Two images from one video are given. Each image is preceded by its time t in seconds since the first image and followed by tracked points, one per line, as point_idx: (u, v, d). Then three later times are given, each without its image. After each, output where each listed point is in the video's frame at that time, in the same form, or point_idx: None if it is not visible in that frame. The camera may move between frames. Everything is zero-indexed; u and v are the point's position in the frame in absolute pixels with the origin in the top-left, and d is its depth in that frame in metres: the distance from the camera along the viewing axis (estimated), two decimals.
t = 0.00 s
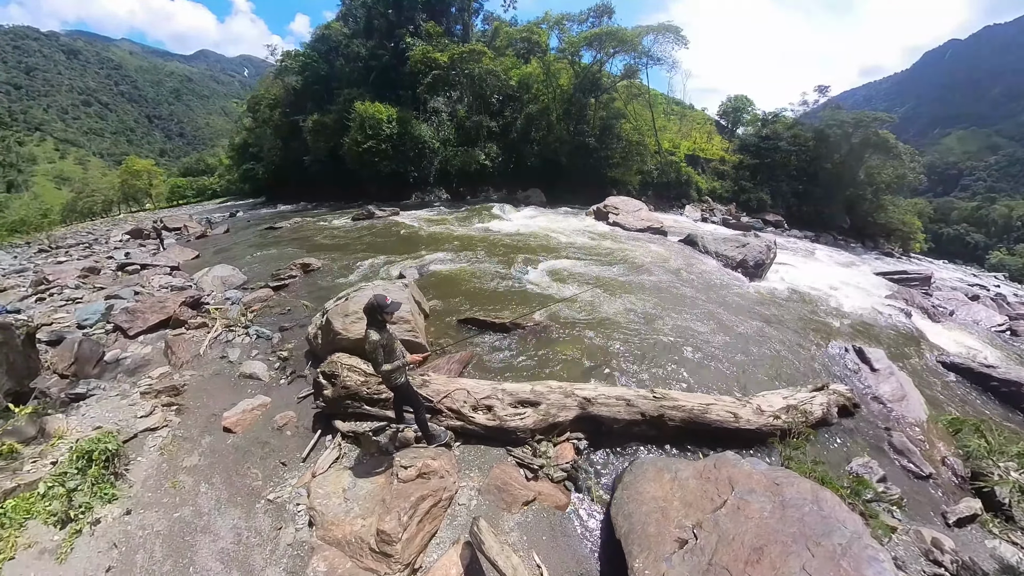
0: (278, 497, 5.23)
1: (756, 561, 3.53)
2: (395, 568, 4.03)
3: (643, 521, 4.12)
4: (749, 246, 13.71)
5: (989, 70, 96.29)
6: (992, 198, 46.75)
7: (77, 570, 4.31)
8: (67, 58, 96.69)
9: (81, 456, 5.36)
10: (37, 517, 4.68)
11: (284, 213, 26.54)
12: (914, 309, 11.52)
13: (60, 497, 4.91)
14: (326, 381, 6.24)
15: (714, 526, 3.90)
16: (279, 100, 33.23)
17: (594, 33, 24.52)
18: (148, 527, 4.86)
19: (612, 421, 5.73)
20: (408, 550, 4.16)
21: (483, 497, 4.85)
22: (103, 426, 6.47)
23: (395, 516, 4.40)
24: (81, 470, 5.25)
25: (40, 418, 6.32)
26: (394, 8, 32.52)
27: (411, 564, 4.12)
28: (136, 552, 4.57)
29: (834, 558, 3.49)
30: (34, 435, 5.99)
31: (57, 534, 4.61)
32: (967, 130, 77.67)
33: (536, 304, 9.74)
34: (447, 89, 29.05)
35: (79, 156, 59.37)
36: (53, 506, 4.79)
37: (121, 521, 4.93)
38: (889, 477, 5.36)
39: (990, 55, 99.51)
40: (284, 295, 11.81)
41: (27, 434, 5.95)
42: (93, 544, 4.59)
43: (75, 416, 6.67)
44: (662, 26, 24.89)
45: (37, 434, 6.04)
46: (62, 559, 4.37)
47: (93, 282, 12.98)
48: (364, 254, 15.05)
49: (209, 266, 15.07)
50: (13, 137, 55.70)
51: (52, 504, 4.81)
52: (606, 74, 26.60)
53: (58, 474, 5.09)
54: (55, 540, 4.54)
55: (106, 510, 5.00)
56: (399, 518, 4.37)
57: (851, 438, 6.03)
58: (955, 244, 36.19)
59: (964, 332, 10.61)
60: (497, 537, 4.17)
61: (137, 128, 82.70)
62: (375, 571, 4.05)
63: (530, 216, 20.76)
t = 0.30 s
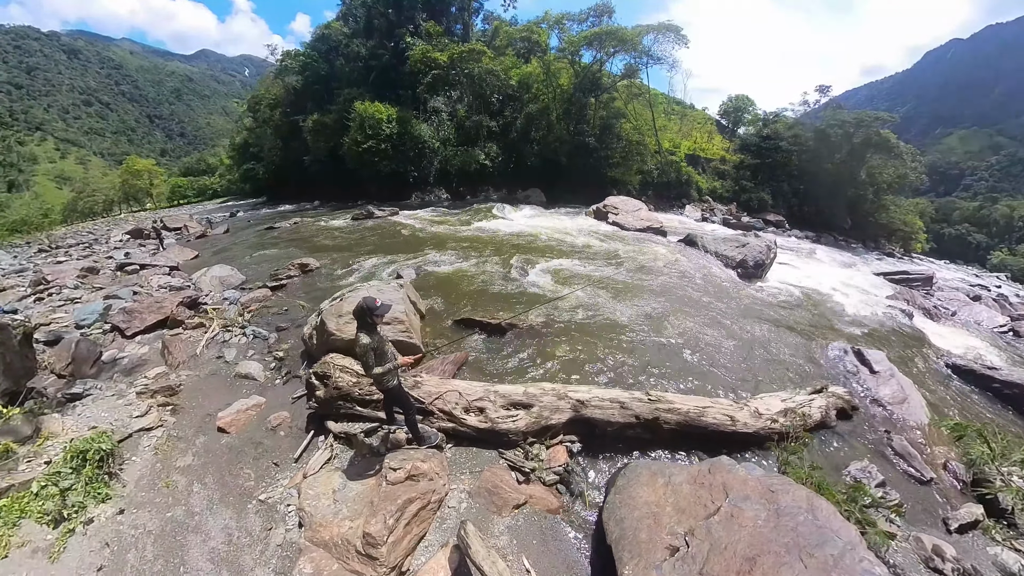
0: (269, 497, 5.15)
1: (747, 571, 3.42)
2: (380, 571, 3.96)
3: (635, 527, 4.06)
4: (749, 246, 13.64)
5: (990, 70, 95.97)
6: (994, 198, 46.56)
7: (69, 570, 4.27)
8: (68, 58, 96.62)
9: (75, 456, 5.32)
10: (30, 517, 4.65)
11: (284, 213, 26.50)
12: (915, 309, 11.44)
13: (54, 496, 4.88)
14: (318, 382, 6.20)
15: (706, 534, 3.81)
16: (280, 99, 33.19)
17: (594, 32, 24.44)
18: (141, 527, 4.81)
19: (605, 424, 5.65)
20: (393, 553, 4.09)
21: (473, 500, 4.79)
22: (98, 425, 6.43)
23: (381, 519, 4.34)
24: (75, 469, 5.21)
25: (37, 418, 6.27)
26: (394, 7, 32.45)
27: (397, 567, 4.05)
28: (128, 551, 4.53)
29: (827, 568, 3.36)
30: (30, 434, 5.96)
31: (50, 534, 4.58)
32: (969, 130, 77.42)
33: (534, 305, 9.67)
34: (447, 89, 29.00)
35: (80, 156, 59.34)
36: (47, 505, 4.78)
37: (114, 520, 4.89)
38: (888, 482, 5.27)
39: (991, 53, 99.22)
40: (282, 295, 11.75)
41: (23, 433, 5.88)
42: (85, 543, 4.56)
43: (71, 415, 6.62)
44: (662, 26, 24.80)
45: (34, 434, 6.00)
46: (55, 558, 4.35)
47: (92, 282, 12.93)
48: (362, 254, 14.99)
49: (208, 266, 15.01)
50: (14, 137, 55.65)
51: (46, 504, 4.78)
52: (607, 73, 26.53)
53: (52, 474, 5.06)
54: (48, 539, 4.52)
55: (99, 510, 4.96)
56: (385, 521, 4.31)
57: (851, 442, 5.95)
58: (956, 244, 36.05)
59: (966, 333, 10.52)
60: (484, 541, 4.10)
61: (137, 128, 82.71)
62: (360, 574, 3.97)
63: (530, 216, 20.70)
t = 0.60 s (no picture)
0: (257, 495, 5.07)
1: None
2: (359, 572, 3.89)
3: (623, 533, 3.97)
4: (748, 245, 13.55)
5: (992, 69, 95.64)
6: (995, 198, 46.36)
7: (57, 566, 4.22)
8: (69, 58, 96.64)
9: (68, 453, 5.31)
10: (20, 513, 4.60)
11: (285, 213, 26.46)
12: (916, 309, 11.33)
13: (45, 493, 4.84)
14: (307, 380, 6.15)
15: (695, 541, 3.70)
16: (280, 99, 33.16)
17: (594, 31, 24.35)
18: (130, 523, 4.75)
19: (597, 425, 5.57)
20: (374, 553, 4.03)
21: (460, 501, 4.72)
22: (92, 423, 6.35)
23: (361, 519, 4.28)
24: (67, 466, 5.19)
25: (32, 415, 6.22)
26: (394, 7, 32.39)
27: (377, 568, 3.98)
28: (116, 547, 4.47)
29: None
30: (24, 431, 5.89)
31: (41, 529, 4.53)
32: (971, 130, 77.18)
33: (531, 304, 9.59)
34: (446, 89, 28.95)
35: (81, 156, 59.35)
36: (38, 500, 4.73)
37: (103, 516, 4.83)
38: (888, 487, 5.16)
39: (992, 53, 98.84)
40: (279, 294, 11.67)
41: (17, 430, 5.82)
42: (75, 539, 4.51)
43: (66, 413, 6.54)
44: (662, 25, 24.71)
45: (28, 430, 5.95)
46: (43, 553, 4.30)
47: (91, 281, 12.83)
48: (360, 253, 14.92)
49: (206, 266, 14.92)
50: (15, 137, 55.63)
51: (36, 500, 4.74)
52: (607, 73, 26.47)
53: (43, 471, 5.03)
54: (38, 534, 4.47)
55: (89, 506, 4.90)
56: (365, 521, 4.25)
57: (849, 444, 5.85)
58: (958, 244, 35.89)
59: (968, 333, 10.40)
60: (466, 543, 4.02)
61: (138, 128, 82.75)
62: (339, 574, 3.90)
63: (529, 216, 20.63)
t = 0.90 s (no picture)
0: (238, 493, 4.89)
1: None
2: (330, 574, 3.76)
3: (613, 540, 3.79)
4: (749, 243, 13.36)
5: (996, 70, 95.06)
6: (999, 198, 45.93)
7: (35, 562, 4.15)
8: (71, 58, 96.77)
9: (53, 447, 5.19)
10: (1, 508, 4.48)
11: (285, 212, 26.37)
12: (921, 309, 11.09)
13: (27, 487, 4.72)
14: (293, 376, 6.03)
15: (688, 550, 3.53)
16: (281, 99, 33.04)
17: (594, 29, 24.18)
18: (111, 519, 4.63)
19: (588, 425, 5.40)
20: (347, 556, 3.89)
21: (443, 503, 4.56)
22: (80, 418, 6.17)
23: (334, 519, 4.17)
24: (52, 461, 5.07)
25: (20, 410, 6.10)
26: (394, 6, 32.28)
27: (348, 570, 3.84)
28: (95, 543, 4.37)
29: None
30: (11, 426, 5.79)
31: (21, 524, 4.46)
32: (974, 130, 76.70)
33: (527, 302, 9.42)
34: (446, 88, 28.83)
35: (83, 155, 59.35)
36: (20, 495, 4.64)
37: (85, 511, 4.72)
38: (895, 491, 4.96)
39: (994, 50, 98.00)
40: (275, 292, 11.49)
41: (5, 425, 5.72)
42: (55, 534, 4.43)
43: (55, 408, 6.39)
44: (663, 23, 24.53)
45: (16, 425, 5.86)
46: (23, 547, 4.25)
47: (89, 279, 12.70)
48: (357, 252, 14.78)
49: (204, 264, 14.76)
50: (17, 137, 55.68)
51: (17, 494, 4.61)
52: (607, 72, 26.33)
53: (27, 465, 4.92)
54: (17, 529, 4.39)
55: (72, 502, 4.80)
56: (337, 521, 4.13)
57: (854, 445, 5.66)
58: (961, 244, 35.57)
59: (974, 333, 10.18)
60: (442, 546, 3.91)
61: (140, 129, 82.91)
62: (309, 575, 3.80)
63: (528, 215, 20.46)
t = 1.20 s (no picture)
0: (225, 488, 4.77)
1: None
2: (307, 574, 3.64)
3: (606, 545, 3.65)
4: (750, 242, 13.19)
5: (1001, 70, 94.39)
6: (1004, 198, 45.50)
7: (19, 556, 4.09)
8: (75, 59, 97.04)
9: (43, 441, 5.15)
10: None
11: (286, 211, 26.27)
12: (925, 309, 10.90)
13: (16, 480, 4.70)
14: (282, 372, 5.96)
15: (683, 558, 3.38)
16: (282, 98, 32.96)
17: (595, 28, 23.98)
18: (96, 513, 4.54)
19: (583, 425, 5.27)
20: (326, 555, 3.77)
21: (430, 503, 4.44)
22: (72, 412, 6.10)
23: (312, 517, 4.04)
24: (42, 455, 5.03)
25: (13, 404, 6.04)
26: (395, 6, 32.20)
27: (326, 570, 3.72)
28: (79, 538, 4.28)
29: None
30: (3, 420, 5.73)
31: (7, 518, 4.42)
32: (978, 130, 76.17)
33: (526, 299, 9.28)
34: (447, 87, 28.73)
35: (86, 155, 59.44)
36: (8, 489, 4.60)
37: (72, 505, 4.64)
38: (903, 496, 4.80)
39: (998, 49, 97.25)
40: (273, 289, 11.35)
41: None
42: (40, 528, 4.35)
43: (49, 402, 6.30)
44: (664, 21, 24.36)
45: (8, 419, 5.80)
46: (8, 540, 4.21)
47: (88, 277, 12.59)
48: (355, 250, 14.66)
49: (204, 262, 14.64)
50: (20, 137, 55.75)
51: (6, 488, 4.60)
52: (608, 72, 26.15)
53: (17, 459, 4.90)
54: (3, 522, 4.37)
55: (58, 495, 4.72)
56: (316, 519, 4.00)
57: (858, 446, 5.51)
58: (965, 245, 35.24)
59: (980, 333, 9.99)
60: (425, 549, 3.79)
61: (143, 129, 83.07)
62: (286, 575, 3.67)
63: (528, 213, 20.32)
